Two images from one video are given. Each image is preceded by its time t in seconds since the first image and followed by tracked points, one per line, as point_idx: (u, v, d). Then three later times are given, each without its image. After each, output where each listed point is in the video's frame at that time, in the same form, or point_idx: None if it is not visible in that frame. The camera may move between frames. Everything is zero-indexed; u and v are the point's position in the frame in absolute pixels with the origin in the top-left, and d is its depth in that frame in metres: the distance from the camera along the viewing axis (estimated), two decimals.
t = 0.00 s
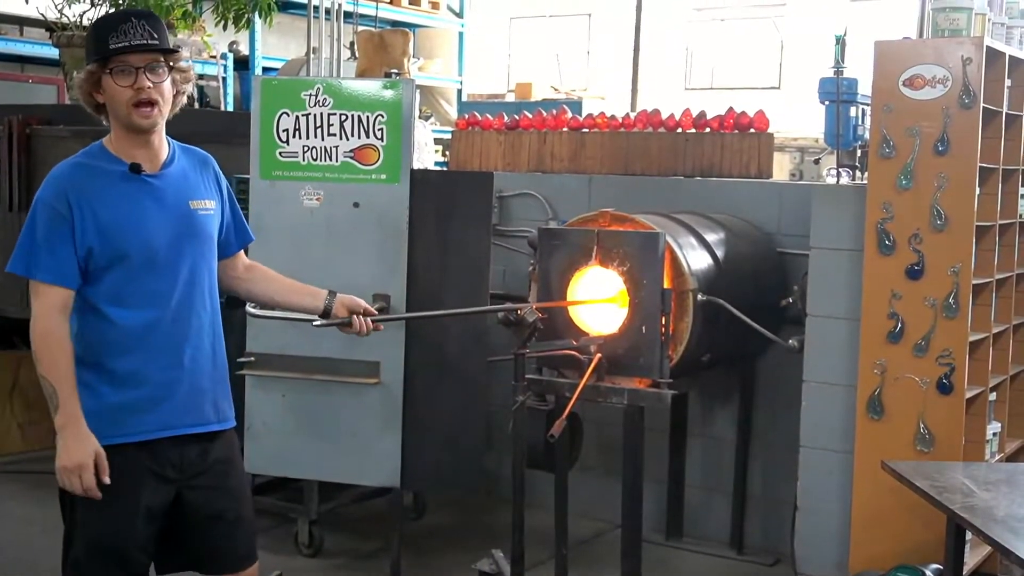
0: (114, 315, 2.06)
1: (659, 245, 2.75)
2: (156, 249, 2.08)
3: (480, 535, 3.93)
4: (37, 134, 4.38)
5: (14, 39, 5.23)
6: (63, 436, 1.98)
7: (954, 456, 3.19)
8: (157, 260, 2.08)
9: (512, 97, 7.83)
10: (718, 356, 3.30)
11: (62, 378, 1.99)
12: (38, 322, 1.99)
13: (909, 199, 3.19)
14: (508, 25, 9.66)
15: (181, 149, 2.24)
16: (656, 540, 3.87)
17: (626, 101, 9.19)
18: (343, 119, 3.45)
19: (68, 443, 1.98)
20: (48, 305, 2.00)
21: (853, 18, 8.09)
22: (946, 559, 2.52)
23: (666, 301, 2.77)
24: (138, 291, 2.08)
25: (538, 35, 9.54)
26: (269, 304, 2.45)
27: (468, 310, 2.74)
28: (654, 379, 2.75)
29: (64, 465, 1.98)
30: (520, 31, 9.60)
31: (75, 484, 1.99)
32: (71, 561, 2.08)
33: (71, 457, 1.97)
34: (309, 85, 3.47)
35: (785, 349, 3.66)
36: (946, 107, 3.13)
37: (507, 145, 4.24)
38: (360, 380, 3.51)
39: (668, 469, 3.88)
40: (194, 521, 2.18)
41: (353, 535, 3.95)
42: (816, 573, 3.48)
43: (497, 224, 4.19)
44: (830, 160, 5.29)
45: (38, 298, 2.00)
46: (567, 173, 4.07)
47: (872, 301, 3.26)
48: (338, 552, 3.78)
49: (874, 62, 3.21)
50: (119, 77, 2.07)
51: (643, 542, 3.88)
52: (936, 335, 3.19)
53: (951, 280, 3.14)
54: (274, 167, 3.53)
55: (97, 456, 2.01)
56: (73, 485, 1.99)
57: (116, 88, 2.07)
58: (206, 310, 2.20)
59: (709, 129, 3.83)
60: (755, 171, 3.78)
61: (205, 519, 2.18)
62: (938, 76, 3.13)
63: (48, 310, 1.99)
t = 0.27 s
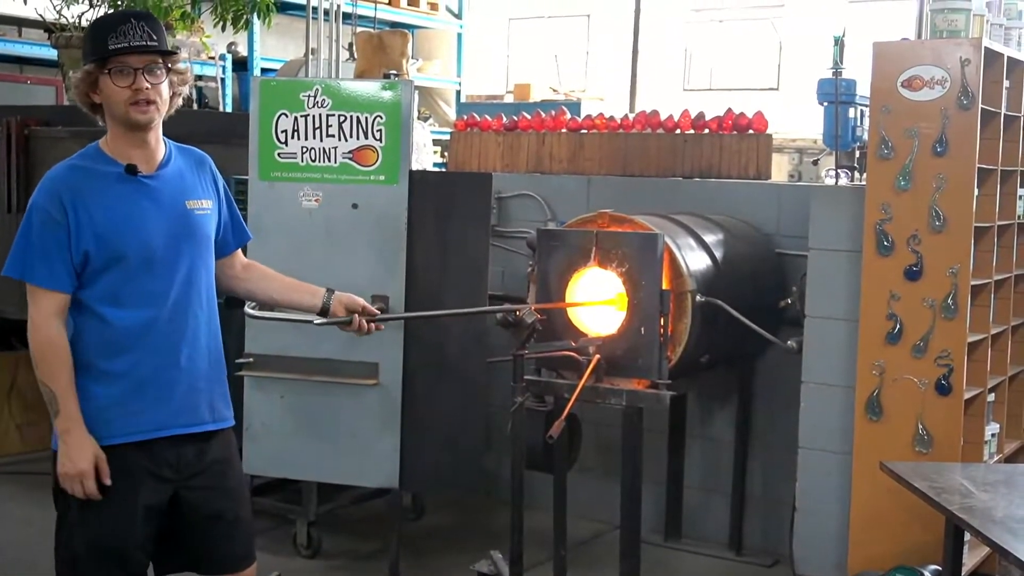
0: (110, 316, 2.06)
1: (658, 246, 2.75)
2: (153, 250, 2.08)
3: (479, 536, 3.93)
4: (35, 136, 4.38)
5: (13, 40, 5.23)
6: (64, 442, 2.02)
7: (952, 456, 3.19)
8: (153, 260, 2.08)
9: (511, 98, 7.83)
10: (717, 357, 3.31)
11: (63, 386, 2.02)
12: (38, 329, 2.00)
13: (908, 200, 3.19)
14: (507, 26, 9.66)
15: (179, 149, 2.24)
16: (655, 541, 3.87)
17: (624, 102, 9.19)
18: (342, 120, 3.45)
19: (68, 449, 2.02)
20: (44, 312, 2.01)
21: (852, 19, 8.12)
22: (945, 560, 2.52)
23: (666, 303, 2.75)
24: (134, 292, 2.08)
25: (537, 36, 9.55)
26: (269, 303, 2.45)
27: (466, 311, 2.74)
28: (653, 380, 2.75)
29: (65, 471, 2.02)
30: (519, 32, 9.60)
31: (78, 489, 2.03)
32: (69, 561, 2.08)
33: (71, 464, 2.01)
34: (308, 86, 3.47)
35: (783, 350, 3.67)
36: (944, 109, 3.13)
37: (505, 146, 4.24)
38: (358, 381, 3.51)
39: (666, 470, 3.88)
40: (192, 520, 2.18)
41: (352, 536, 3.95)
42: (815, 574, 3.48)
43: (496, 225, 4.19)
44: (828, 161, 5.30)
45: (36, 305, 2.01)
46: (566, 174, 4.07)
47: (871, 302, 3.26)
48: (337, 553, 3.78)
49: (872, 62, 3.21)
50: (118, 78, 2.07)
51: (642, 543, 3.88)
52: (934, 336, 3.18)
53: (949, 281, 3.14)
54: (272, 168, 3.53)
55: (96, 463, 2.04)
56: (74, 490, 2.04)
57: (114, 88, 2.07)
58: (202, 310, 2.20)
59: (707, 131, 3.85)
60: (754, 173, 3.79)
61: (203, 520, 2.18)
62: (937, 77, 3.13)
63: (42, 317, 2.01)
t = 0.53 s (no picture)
0: (107, 317, 2.06)
1: (657, 247, 2.75)
2: (149, 251, 2.08)
3: (478, 536, 3.93)
4: (34, 137, 4.38)
5: (12, 41, 5.23)
6: (32, 446, 2.00)
7: (951, 457, 3.20)
8: (150, 260, 2.08)
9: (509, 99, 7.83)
10: (716, 358, 3.31)
11: (41, 387, 2.02)
12: (27, 328, 2.01)
13: (907, 202, 3.19)
14: (505, 28, 9.66)
15: (177, 150, 2.24)
16: (654, 542, 3.87)
17: (623, 103, 9.20)
18: (341, 121, 3.45)
19: (36, 452, 2.00)
20: (36, 312, 2.01)
21: (851, 20, 8.13)
22: (944, 561, 2.52)
23: (665, 304, 2.75)
24: (131, 293, 2.07)
25: (536, 37, 9.55)
26: (268, 303, 2.45)
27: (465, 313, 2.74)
28: (652, 381, 2.75)
29: (28, 473, 2.00)
30: (518, 33, 9.60)
31: (40, 493, 2.01)
32: (70, 561, 2.08)
33: (35, 468, 2.00)
34: (306, 88, 3.47)
35: (782, 351, 3.67)
36: (943, 110, 3.13)
37: (504, 148, 4.25)
38: (358, 383, 3.50)
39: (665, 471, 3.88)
40: (190, 521, 2.18)
41: (351, 537, 3.95)
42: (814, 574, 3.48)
43: (495, 226, 4.20)
44: (827, 162, 5.30)
45: (27, 303, 2.01)
46: (565, 175, 4.07)
47: (869, 304, 3.26)
48: (336, 554, 3.78)
49: (870, 64, 3.20)
50: (113, 78, 2.07)
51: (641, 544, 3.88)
52: (933, 337, 3.18)
53: (948, 282, 3.14)
54: (271, 169, 3.53)
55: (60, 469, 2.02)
56: (35, 494, 2.02)
57: (110, 89, 2.07)
58: (201, 311, 2.20)
59: (705, 132, 3.86)
60: (753, 174, 3.80)
61: (203, 521, 2.18)
62: (935, 78, 3.13)
63: (34, 317, 2.01)
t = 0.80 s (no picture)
0: (105, 319, 2.06)
1: (656, 249, 2.75)
2: (147, 253, 2.08)
3: (477, 538, 3.93)
4: (33, 138, 4.38)
5: (11, 43, 5.23)
6: (42, 447, 2.01)
7: (951, 458, 3.19)
8: (148, 262, 2.08)
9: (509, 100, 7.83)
10: (715, 359, 3.31)
11: (47, 390, 2.02)
12: (28, 329, 2.01)
13: (906, 203, 3.19)
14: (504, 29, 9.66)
15: (175, 152, 2.24)
16: (653, 543, 3.87)
17: (622, 104, 9.20)
18: (340, 122, 3.46)
19: (47, 454, 2.01)
20: (37, 313, 2.01)
21: (850, 21, 8.13)
22: (943, 563, 2.53)
23: (664, 305, 2.75)
24: (129, 294, 2.07)
25: (535, 38, 9.55)
26: (268, 304, 2.45)
27: (464, 313, 2.74)
28: (651, 382, 2.75)
29: (39, 475, 2.01)
30: (517, 34, 9.61)
31: (50, 494, 2.02)
32: (69, 562, 2.08)
33: (47, 469, 2.01)
34: (305, 89, 3.47)
35: (781, 352, 3.67)
36: (942, 111, 3.13)
37: (503, 149, 4.25)
38: (357, 384, 3.50)
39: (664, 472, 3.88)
40: (189, 523, 2.18)
41: (350, 538, 3.95)
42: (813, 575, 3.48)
43: (494, 228, 4.19)
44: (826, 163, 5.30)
45: (26, 304, 2.02)
46: (564, 177, 4.07)
47: (868, 305, 3.26)
48: (335, 555, 3.78)
49: (870, 65, 3.20)
50: (113, 81, 2.07)
51: (640, 545, 3.88)
52: (932, 338, 3.19)
53: (947, 283, 3.14)
54: (271, 171, 3.53)
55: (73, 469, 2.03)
56: (47, 495, 2.03)
57: (109, 91, 2.07)
58: (198, 313, 2.20)
59: (704, 133, 3.86)
60: (752, 175, 3.80)
61: (202, 522, 2.18)
62: (934, 79, 3.13)
63: (35, 319, 2.01)
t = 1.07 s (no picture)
0: (104, 319, 2.06)
1: (655, 248, 2.75)
2: (147, 253, 2.08)
3: (477, 537, 3.93)
4: (33, 137, 4.38)
5: (10, 42, 5.23)
6: (57, 445, 2.02)
7: (950, 458, 3.19)
8: (147, 262, 2.08)
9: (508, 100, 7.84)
10: (715, 359, 3.31)
11: (56, 386, 2.02)
12: (31, 328, 2.00)
13: (906, 202, 3.19)
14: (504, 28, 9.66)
15: (175, 152, 2.24)
16: (652, 542, 3.88)
17: (622, 103, 9.21)
18: (340, 122, 3.45)
19: (63, 450, 2.02)
20: (38, 313, 2.01)
21: (850, 21, 8.14)
22: (942, 563, 2.53)
23: (664, 304, 2.75)
24: (128, 294, 2.07)
25: (535, 37, 9.56)
26: (267, 303, 2.45)
27: (464, 313, 2.74)
28: (651, 381, 2.75)
29: (55, 473, 2.02)
30: (517, 34, 9.61)
31: (67, 491, 2.04)
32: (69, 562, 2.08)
33: (64, 465, 2.02)
34: (305, 88, 3.47)
35: (781, 352, 3.67)
36: (942, 111, 3.13)
37: (503, 148, 4.24)
38: (357, 384, 3.50)
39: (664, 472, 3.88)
40: (188, 523, 2.18)
41: (350, 538, 3.95)
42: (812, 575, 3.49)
43: (494, 227, 4.19)
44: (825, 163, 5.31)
45: (29, 305, 2.01)
46: (564, 176, 4.07)
47: (868, 305, 3.26)
48: (335, 555, 3.78)
49: (869, 65, 3.20)
50: (114, 78, 2.07)
51: (640, 545, 3.89)
52: (932, 338, 3.19)
53: (947, 282, 3.14)
54: (270, 170, 3.53)
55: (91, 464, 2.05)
56: (67, 492, 2.04)
57: (109, 89, 2.07)
58: (197, 313, 2.19)
59: (705, 133, 3.86)
60: (752, 175, 3.80)
61: (201, 522, 2.18)
62: (934, 79, 3.13)
63: (36, 318, 2.00)
